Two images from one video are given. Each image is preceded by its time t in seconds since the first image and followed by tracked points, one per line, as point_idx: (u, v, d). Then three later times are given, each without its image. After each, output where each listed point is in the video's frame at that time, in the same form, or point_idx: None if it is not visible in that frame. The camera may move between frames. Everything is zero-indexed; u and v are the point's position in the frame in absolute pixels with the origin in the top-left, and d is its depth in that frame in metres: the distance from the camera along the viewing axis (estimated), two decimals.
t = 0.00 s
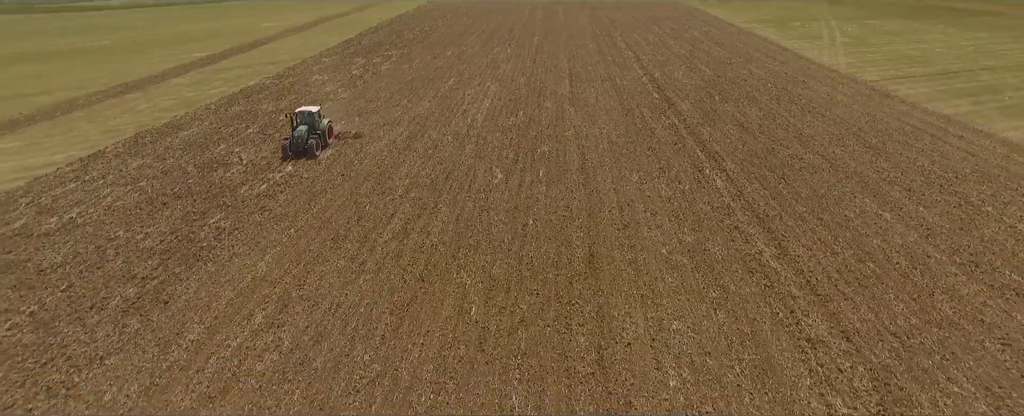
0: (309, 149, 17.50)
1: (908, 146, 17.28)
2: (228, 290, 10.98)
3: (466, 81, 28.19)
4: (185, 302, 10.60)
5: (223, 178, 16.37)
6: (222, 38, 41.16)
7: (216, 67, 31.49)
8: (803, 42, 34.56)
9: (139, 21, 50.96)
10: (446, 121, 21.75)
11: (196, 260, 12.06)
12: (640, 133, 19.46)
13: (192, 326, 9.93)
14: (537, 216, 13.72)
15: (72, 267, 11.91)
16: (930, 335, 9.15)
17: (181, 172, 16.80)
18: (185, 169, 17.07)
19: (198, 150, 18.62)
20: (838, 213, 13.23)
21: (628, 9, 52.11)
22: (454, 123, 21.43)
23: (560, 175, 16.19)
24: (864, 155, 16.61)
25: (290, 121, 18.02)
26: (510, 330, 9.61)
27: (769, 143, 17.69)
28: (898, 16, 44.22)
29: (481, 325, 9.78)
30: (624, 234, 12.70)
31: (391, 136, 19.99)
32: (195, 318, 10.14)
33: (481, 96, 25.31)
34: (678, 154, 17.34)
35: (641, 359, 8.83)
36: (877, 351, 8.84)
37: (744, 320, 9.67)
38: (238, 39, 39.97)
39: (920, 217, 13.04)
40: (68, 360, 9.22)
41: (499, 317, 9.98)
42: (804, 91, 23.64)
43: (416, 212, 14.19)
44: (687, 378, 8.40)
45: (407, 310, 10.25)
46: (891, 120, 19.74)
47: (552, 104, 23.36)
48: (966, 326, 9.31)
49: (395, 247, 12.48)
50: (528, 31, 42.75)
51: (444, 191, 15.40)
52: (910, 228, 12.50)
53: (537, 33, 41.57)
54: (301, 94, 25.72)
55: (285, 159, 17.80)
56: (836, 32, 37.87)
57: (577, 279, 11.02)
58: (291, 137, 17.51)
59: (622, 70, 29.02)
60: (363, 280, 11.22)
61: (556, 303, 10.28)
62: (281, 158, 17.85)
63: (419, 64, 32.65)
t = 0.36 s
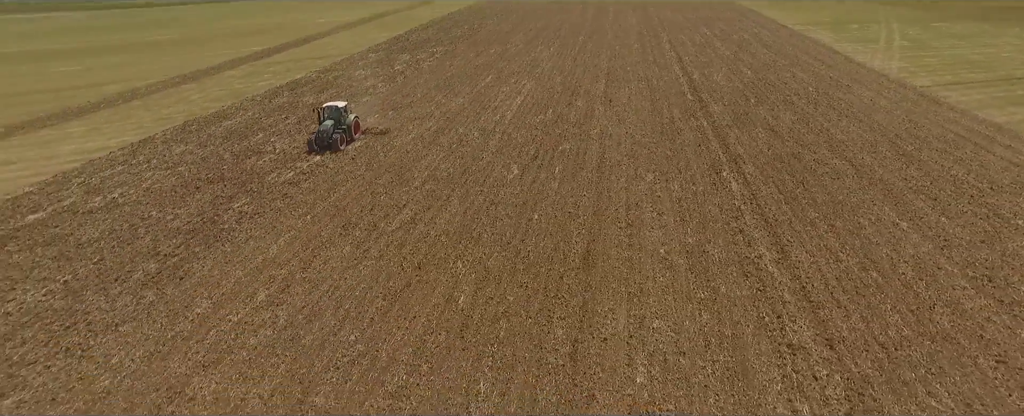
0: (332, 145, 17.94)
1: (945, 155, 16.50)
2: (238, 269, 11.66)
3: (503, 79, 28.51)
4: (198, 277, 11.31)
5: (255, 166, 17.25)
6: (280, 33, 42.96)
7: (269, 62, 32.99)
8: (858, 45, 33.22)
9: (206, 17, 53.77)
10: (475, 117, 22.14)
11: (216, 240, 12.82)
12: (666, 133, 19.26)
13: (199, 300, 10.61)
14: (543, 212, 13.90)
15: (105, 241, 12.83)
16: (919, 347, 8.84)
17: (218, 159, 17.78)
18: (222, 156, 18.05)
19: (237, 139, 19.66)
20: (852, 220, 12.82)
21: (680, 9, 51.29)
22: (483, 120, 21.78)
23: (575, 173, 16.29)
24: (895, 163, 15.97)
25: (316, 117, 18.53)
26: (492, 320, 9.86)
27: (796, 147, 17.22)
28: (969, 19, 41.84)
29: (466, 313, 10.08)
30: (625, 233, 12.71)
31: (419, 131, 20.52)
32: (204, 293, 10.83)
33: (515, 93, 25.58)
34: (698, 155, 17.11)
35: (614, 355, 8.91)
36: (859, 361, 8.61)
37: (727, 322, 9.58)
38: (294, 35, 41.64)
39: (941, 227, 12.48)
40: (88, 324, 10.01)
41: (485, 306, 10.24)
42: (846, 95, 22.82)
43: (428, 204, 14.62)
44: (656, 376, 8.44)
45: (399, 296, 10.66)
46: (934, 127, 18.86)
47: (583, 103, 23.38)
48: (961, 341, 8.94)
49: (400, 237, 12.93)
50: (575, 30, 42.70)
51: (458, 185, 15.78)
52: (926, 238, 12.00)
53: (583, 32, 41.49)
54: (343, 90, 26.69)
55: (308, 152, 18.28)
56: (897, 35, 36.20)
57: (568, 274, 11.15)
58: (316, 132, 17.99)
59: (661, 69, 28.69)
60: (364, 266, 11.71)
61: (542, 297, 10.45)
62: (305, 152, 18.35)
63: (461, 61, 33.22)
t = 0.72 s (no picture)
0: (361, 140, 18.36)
1: (992, 166, 15.57)
2: (257, 250, 12.38)
3: (545, 77, 28.65)
4: (220, 256, 12.08)
5: (292, 155, 18.11)
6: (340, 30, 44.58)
7: (326, 58, 34.42)
8: (925, 49, 31.49)
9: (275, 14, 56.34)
10: (510, 114, 22.44)
11: (243, 223, 13.63)
12: (697, 134, 18.93)
13: (216, 276, 11.36)
14: (555, 208, 14.03)
15: (146, 219, 13.83)
16: (912, 362, 8.50)
17: (260, 148, 18.77)
18: (264, 145, 19.04)
19: (281, 130, 20.67)
20: (873, 229, 12.33)
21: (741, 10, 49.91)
22: (517, 116, 22.02)
23: (596, 172, 16.30)
24: (934, 173, 15.20)
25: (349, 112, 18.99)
26: (482, 310, 10.13)
27: (830, 154, 16.62)
28: None
29: (459, 302, 10.39)
30: (632, 232, 12.69)
31: (452, 126, 20.98)
32: (222, 270, 11.58)
33: (554, 91, 25.68)
34: (726, 157, 16.78)
35: (593, 350, 9.01)
36: (844, 372, 8.38)
37: (715, 326, 9.49)
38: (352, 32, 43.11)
39: (969, 241, 11.84)
40: (117, 292, 10.87)
41: (478, 297, 10.52)
42: (898, 102, 21.76)
43: (445, 197, 15.02)
44: (630, 373, 8.49)
45: (399, 283, 11.08)
46: (988, 137, 17.78)
47: (620, 102, 23.24)
48: (960, 359, 8.54)
49: (413, 227, 13.38)
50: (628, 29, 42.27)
51: (479, 180, 16.11)
52: (948, 252, 11.43)
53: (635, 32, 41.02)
54: (388, 86, 27.54)
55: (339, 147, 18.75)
56: (971, 40, 34.07)
57: (566, 270, 11.28)
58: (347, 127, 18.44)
59: (707, 69, 28.09)
60: (373, 253, 12.22)
61: (535, 291, 10.63)
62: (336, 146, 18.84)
63: (508, 59, 33.57)
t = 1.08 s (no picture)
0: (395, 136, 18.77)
1: None
2: (283, 232, 13.13)
3: (593, 75, 28.55)
4: (248, 237, 12.89)
5: (333, 145, 18.97)
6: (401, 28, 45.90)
7: (384, 54, 35.61)
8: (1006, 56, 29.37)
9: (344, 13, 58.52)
10: (550, 111, 22.57)
11: (275, 207, 14.47)
12: (735, 137, 18.49)
13: (241, 255, 12.15)
14: (573, 205, 14.15)
15: (190, 199, 14.88)
16: (906, 378, 8.16)
17: (305, 139, 19.76)
18: (310, 136, 20.02)
19: (328, 122, 21.66)
20: (898, 241, 11.79)
21: (812, 12, 47.92)
22: (556, 114, 22.14)
23: (623, 171, 16.24)
24: (981, 186, 14.33)
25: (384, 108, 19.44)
26: (478, 299, 10.41)
27: (872, 162, 15.91)
28: None
29: (459, 291, 10.72)
30: (644, 232, 12.65)
31: (490, 122, 21.33)
32: (248, 250, 12.37)
33: (598, 89, 25.59)
34: (759, 160, 16.34)
35: (577, 344, 9.13)
36: (829, 383, 8.16)
37: (706, 328, 9.40)
38: (413, 30, 44.26)
39: (1002, 259, 11.16)
40: (153, 265, 11.82)
41: (477, 287, 10.81)
42: (961, 111, 20.52)
43: (469, 190, 15.39)
44: (608, 369, 8.57)
45: (407, 269, 11.53)
46: None
47: (662, 101, 22.92)
48: (960, 378, 8.13)
49: (431, 217, 13.81)
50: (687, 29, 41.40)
51: (505, 175, 16.40)
52: (975, 269, 10.81)
53: (695, 31, 40.13)
54: (437, 82, 28.22)
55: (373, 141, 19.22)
56: None
57: (569, 266, 11.40)
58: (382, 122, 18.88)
59: (761, 70, 27.24)
60: (388, 241, 12.72)
61: (534, 284, 10.82)
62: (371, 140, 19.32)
63: (560, 57, 33.63)
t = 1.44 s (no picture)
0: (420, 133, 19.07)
1: None
2: (303, 219, 13.79)
3: (634, 73, 28.26)
4: (270, 222, 13.61)
5: (366, 138, 19.67)
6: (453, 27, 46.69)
7: (432, 52, 36.40)
8: None
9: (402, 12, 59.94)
10: (583, 110, 22.57)
11: (300, 195, 15.20)
12: (766, 139, 18.02)
13: (259, 238, 12.88)
14: (584, 203, 14.21)
15: (224, 185, 15.79)
16: (887, 392, 7.93)
17: (341, 131, 20.55)
18: (346, 129, 20.79)
19: (365, 115, 22.42)
20: (913, 252, 11.32)
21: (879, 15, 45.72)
22: (588, 112, 22.12)
23: (642, 170, 16.13)
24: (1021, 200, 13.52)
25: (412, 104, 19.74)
26: (472, 290, 10.69)
27: (905, 171, 15.24)
28: None
29: (455, 280, 11.04)
30: (649, 232, 12.61)
31: (521, 119, 21.55)
32: (267, 233, 13.10)
33: (636, 87, 25.34)
34: (785, 164, 15.92)
35: (557, 337, 9.28)
36: (804, 390, 8.01)
37: (690, 328, 9.35)
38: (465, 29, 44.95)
39: None
40: (179, 242, 12.67)
41: (473, 278, 11.09)
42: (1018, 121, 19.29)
43: (486, 185, 15.67)
44: (583, 362, 8.69)
45: (410, 258, 11.93)
46: None
47: (698, 101, 22.52)
48: (946, 394, 7.82)
49: (444, 210, 14.18)
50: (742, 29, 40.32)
51: (524, 171, 16.60)
52: (992, 284, 10.29)
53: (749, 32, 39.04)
54: (478, 79, 28.64)
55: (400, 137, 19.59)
56: None
57: (566, 262, 11.52)
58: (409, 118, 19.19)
59: (809, 73, 26.33)
60: (398, 230, 13.16)
61: (529, 278, 11.01)
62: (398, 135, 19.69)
63: (605, 55, 33.42)
